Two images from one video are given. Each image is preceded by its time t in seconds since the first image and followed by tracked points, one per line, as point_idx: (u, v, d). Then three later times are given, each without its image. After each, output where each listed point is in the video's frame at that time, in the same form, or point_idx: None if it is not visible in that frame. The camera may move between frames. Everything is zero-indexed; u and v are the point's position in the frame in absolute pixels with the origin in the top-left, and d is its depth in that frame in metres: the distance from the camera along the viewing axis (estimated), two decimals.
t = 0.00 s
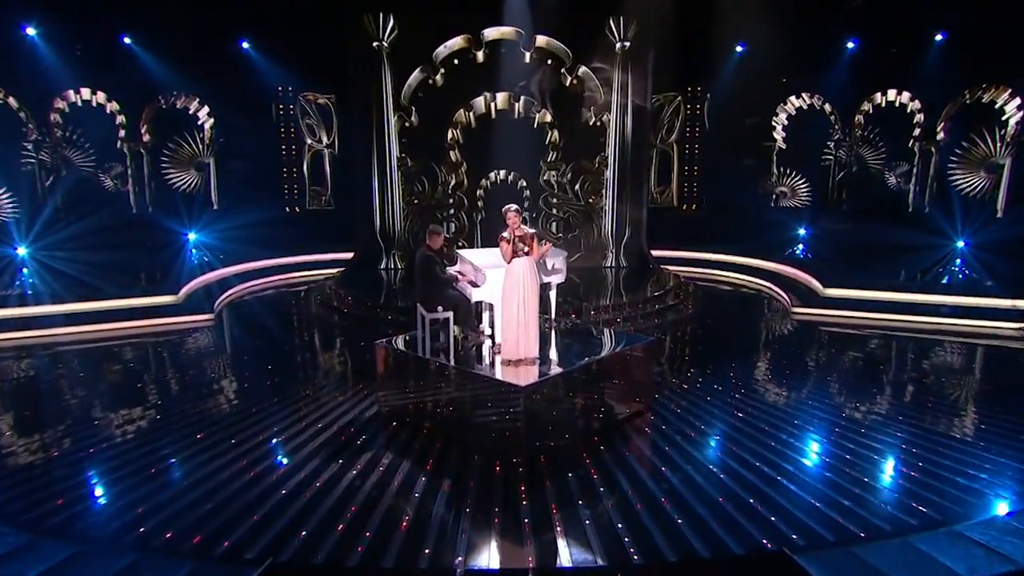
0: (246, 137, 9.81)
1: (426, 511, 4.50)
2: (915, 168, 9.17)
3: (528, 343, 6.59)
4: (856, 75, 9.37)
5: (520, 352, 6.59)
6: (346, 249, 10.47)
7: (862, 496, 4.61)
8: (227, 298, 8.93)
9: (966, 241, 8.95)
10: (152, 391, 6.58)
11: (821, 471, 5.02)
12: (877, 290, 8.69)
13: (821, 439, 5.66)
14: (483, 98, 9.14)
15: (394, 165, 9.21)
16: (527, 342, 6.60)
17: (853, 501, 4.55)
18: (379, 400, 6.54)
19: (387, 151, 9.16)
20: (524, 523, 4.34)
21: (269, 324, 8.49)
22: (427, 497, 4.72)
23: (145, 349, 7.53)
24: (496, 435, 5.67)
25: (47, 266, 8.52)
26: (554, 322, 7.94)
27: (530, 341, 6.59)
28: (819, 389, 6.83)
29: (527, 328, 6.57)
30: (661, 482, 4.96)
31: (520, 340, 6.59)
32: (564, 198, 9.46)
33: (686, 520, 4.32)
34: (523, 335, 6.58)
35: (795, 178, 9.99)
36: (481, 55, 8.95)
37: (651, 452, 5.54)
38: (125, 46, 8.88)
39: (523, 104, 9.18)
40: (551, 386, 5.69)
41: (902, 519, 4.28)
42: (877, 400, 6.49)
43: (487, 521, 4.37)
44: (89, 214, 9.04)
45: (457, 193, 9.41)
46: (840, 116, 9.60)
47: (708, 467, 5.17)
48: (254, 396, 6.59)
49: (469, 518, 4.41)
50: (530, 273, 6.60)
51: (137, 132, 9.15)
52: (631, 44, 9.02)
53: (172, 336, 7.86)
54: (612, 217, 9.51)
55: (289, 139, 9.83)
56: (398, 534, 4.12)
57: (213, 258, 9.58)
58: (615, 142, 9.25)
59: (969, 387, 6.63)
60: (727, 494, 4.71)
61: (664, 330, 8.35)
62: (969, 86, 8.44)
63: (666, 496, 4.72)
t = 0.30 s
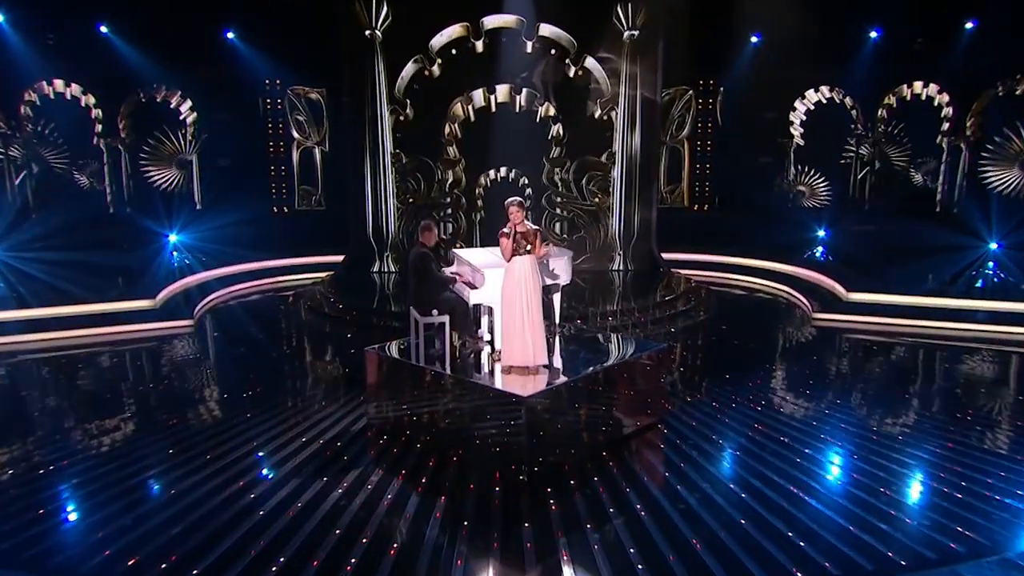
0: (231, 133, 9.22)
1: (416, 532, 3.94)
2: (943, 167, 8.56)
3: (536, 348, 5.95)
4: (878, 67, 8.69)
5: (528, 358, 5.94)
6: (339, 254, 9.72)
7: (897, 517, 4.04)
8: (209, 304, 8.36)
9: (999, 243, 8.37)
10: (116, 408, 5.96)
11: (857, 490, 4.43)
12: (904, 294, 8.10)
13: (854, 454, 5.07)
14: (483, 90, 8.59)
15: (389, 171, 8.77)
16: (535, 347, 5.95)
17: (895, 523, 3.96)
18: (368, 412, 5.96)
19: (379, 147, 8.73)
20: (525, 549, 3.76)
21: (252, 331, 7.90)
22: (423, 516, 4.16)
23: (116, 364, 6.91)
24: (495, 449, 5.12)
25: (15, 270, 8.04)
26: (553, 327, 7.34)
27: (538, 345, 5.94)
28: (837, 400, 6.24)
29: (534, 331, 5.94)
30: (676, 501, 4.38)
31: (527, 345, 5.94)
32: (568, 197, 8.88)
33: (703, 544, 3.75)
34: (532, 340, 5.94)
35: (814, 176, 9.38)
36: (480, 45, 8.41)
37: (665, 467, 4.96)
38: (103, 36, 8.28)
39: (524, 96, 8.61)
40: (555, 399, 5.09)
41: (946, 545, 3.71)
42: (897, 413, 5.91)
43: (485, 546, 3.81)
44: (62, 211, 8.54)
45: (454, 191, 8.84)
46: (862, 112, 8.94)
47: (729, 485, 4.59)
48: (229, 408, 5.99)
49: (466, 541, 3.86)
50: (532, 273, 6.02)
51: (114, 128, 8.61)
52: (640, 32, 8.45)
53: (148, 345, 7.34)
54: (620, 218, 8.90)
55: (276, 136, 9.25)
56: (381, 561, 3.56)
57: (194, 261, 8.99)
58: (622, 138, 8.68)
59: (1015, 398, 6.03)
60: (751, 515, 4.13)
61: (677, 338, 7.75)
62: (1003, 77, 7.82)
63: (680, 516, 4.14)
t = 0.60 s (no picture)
0: (224, 132, 8.76)
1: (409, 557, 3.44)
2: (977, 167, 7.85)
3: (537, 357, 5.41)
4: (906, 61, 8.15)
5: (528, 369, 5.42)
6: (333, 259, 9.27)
7: (942, 544, 3.52)
8: (193, 311, 7.86)
9: None
10: (83, 423, 5.46)
11: (899, 512, 3.90)
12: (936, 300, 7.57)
13: (891, 473, 4.54)
14: (486, 85, 8.14)
15: (386, 170, 8.25)
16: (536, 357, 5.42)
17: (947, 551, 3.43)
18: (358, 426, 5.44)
19: (375, 144, 8.20)
20: None
21: (240, 341, 7.40)
22: (414, 539, 3.67)
23: (90, 376, 6.40)
24: (496, 467, 4.60)
25: None
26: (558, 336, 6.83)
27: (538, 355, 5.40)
28: (860, 414, 5.71)
29: (535, 340, 5.41)
30: (694, 524, 3.86)
31: (526, 354, 5.43)
32: (576, 198, 8.38)
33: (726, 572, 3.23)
34: (531, 349, 5.42)
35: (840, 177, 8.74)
36: (483, 36, 7.97)
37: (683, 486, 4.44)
38: (86, 28, 7.86)
39: (530, 91, 8.16)
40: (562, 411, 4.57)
41: None
42: (932, 428, 5.37)
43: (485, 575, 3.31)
44: (40, 215, 8.03)
45: (456, 191, 8.36)
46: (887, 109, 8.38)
47: (754, 505, 4.07)
48: (209, 422, 5.48)
49: (463, 570, 3.36)
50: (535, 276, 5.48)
51: (98, 125, 8.17)
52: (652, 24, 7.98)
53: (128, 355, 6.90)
54: (632, 220, 8.39)
55: (269, 135, 8.84)
56: None
57: (181, 266, 8.50)
58: (633, 135, 8.20)
59: None
60: (780, 539, 3.60)
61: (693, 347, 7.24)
62: None
63: (700, 540, 3.62)
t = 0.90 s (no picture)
0: (215, 133, 8.29)
1: None
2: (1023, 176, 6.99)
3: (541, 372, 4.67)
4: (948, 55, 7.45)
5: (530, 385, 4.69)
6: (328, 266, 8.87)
7: None
8: (178, 324, 7.33)
9: None
10: (44, 441, 4.96)
11: (957, 546, 3.35)
12: (978, 311, 7.00)
13: (944, 499, 3.98)
14: (492, 81, 7.67)
15: (387, 169, 7.67)
16: (540, 372, 4.68)
17: None
18: (343, 444, 4.90)
19: (375, 143, 7.61)
20: None
21: (227, 353, 6.89)
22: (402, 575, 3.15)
23: (59, 390, 5.88)
24: (495, 491, 4.03)
25: None
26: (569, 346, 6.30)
27: (542, 370, 4.66)
28: (897, 434, 5.13)
29: (538, 352, 4.66)
30: (719, 557, 3.31)
31: (528, 369, 4.69)
32: (589, 201, 7.87)
33: None
34: (535, 363, 4.67)
35: (871, 181, 8.13)
36: (489, 29, 7.50)
37: (704, 511, 3.89)
38: (72, 23, 7.37)
39: (539, 87, 7.71)
40: (571, 428, 4.01)
41: None
42: (981, 450, 4.79)
43: None
44: (16, 220, 7.47)
45: (461, 195, 7.86)
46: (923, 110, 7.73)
47: (787, 536, 3.51)
48: (177, 441, 4.93)
49: None
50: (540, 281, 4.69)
51: (83, 125, 7.64)
52: (671, 15, 7.45)
53: (109, 369, 6.39)
54: (648, 226, 7.79)
55: (265, 135, 8.39)
56: None
57: (168, 274, 8.00)
58: (649, 133, 7.66)
59: None
60: None
61: (716, 360, 6.67)
62: None
63: None
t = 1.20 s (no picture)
0: (206, 134, 7.93)
1: None
2: None
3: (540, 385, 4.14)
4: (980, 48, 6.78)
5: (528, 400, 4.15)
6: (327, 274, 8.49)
7: None
8: (165, 333, 6.96)
9: None
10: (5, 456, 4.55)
11: None
12: (1016, 320, 6.53)
13: (997, 524, 3.50)
14: (497, 77, 7.28)
15: (386, 173, 7.24)
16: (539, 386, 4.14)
17: None
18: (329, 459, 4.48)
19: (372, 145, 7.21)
20: None
21: (215, 363, 6.47)
22: None
23: (28, 401, 5.48)
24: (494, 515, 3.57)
25: None
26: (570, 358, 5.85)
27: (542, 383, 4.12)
28: (934, 454, 4.64)
29: (538, 364, 4.12)
30: None
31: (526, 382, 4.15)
32: (601, 205, 7.43)
33: None
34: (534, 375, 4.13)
35: (901, 184, 7.50)
36: (494, 23, 7.11)
37: (725, 534, 3.43)
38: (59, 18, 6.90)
39: (547, 83, 7.29)
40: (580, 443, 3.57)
41: None
42: None
43: None
44: None
45: (465, 197, 7.42)
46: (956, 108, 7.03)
47: (821, 564, 3.05)
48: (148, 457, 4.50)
49: None
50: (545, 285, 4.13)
51: (69, 124, 7.05)
52: (687, 6, 7.04)
53: (86, 380, 5.98)
54: (664, 231, 7.31)
55: (260, 136, 8.10)
56: None
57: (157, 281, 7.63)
58: (664, 133, 7.22)
59: None
60: None
61: (736, 372, 6.20)
62: None
63: None
